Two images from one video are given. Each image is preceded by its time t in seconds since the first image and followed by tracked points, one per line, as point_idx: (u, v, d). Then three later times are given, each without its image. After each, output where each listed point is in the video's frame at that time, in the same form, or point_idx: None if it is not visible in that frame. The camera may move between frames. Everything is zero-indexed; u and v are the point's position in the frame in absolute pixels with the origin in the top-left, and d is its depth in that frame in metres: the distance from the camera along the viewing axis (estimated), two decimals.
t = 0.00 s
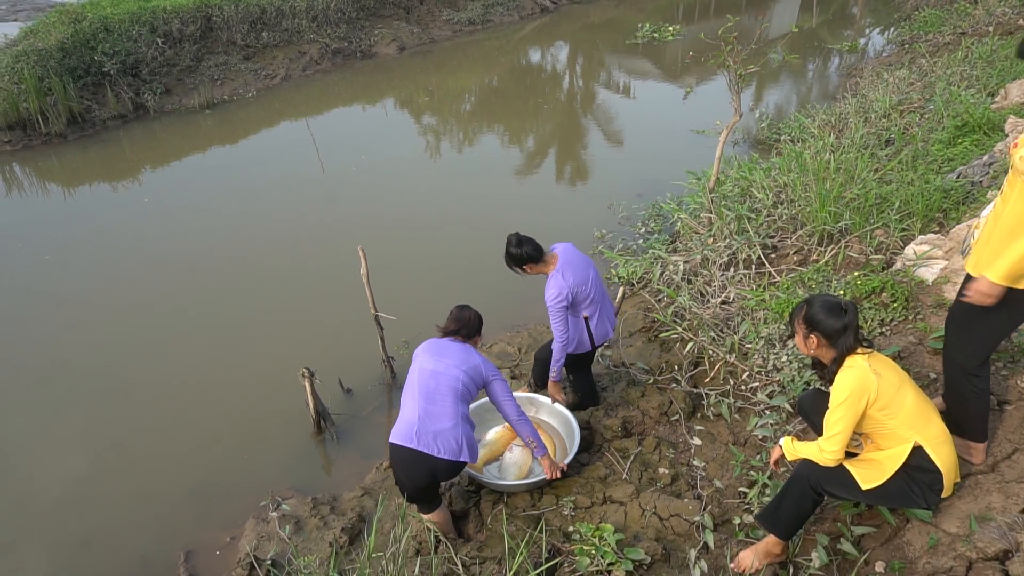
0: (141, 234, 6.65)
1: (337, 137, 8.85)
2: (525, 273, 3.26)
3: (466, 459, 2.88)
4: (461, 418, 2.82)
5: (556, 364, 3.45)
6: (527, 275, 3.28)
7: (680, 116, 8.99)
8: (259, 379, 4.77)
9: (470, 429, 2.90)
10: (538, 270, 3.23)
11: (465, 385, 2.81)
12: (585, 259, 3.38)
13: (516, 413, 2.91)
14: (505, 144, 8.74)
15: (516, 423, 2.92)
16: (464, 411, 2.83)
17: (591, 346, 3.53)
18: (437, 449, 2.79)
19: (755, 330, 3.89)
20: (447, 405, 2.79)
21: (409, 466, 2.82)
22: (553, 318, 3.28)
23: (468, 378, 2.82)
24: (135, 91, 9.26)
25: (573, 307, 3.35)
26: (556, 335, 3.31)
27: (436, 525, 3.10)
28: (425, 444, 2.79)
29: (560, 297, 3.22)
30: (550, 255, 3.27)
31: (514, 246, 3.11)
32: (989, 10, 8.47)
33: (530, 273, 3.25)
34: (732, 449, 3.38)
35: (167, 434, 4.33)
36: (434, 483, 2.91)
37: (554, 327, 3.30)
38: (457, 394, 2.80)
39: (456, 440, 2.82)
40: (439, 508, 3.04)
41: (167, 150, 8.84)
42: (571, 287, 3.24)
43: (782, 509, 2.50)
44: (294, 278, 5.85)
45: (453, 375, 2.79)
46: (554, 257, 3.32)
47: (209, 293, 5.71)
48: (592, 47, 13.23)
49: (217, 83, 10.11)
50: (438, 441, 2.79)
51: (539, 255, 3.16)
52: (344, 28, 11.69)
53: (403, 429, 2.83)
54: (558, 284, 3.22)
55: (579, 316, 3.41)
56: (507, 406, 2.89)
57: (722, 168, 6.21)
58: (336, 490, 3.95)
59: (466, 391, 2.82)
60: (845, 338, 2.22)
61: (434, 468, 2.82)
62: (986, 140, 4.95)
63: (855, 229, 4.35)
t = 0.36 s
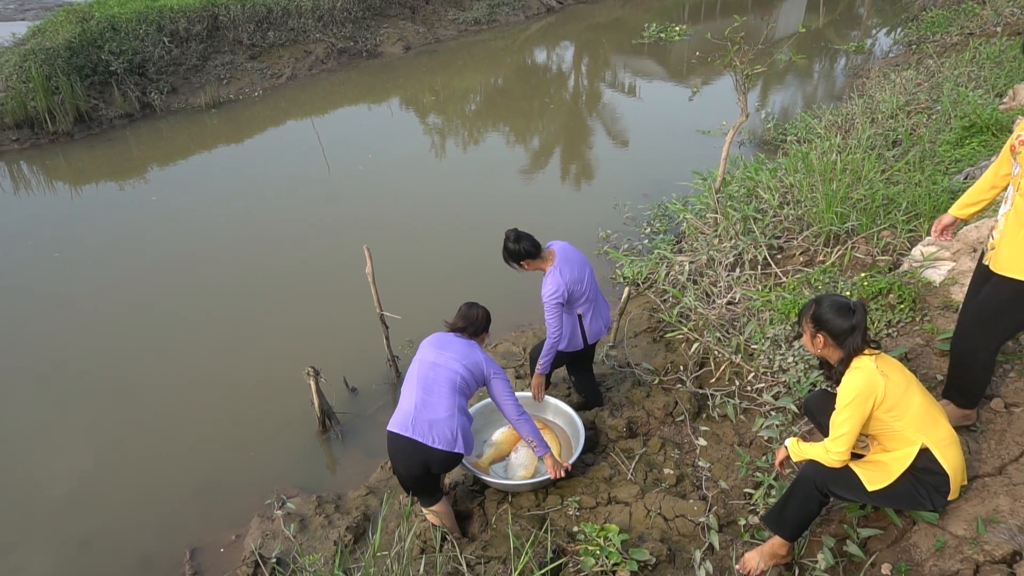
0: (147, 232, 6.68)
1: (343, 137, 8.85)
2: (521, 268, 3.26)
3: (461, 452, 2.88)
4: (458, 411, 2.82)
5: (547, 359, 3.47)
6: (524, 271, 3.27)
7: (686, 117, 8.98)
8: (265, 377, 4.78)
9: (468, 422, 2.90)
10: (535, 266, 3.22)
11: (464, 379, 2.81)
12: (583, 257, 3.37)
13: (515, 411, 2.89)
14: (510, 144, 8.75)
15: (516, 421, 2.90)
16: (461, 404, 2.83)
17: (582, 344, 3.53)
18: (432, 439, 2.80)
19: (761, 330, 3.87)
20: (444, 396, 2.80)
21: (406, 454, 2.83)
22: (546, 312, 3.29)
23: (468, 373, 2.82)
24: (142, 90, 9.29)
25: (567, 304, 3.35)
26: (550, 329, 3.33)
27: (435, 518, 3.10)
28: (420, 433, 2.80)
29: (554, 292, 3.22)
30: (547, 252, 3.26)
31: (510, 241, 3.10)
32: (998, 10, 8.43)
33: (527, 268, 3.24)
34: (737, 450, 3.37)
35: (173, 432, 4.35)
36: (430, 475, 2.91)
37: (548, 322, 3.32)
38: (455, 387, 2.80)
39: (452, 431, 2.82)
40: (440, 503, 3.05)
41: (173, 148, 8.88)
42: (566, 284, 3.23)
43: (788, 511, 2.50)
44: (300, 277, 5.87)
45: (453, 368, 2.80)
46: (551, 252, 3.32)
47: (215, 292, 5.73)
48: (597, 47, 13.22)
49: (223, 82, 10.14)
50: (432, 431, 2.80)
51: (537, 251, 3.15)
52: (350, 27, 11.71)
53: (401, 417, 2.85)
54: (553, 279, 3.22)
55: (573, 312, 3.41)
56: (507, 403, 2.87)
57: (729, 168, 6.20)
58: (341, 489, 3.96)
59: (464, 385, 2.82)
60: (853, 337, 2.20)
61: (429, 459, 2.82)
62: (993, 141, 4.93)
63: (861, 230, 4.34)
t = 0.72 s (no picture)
0: (155, 231, 6.70)
1: (350, 136, 8.86)
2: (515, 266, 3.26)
3: (463, 450, 2.87)
4: (461, 409, 2.81)
5: (546, 357, 3.47)
6: (517, 269, 3.25)
7: (693, 117, 8.96)
8: (271, 376, 4.79)
9: (470, 421, 2.89)
10: (528, 263, 3.19)
11: (467, 378, 2.81)
12: (576, 253, 3.36)
13: (520, 411, 2.85)
14: (517, 144, 8.75)
15: (521, 421, 2.87)
16: (464, 403, 2.82)
17: (580, 340, 3.51)
18: (435, 436, 2.79)
19: (770, 331, 3.86)
20: (447, 394, 2.79)
21: (410, 452, 2.82)
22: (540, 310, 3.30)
23: (472, 372, 2.82)
24: (150, 88, 9.32)
25: (561, 300, 3.34)
26: (545, 326, 3.34)
27: (439, 514, 3.13)
28: (423, 431, 2.79)
29: (547, 288, 3.23)
30: (540, 248, 3.25)
31: (501, 239, 3.08)
32: (1008, 11, 8.39)
33: (521, 266, 3.22)
34: (746, 452, 3.36)
35: (181, 430, 4.37)
36: (433, 473, 2.90)
37: (543, 319, 3.32)
38: (459, 385, 2.80)
39: (454, 429, 2.81)
40: (445, 501, 3.06)
41: (181, 147, 8.90)
42: (559, 279, 3.23)
43: (797, 513, 2.49)
44: (306, 276, 5.87)
45: (457, 367, 2.80)
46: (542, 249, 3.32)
47: (222, 290, 5.74)
48: (604, 47, 13.20)
49: (230, 81, 10.16)
50: (434, 428, 2.79)
51: (529, 248, 3.12)
52: (357, 26, 11.72)
53: (404, 414, 2.84)
54: (545, 276, 3.22)
55: (567, 309, 3.41)
56: (511, 403, 2.85)
57: (737, 168, 6.18)
58: (347, 488, 3.96)
59: (468, 383, 2.81)
60: (864, 339, 2.19)
61: (432, 456, 2.81)
62: (1004, 142, 4.91)
63: (871, 231, 4.33)
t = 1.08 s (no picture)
0: (165, 229, 6.74)
1: (359, 135, 8.89)
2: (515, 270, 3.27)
3: (466, 450, 2.87)
4: (465, 408, 2.81)
5: (551, 357, 3.46)
6: (513, 271, 3.24)
7: (702, 118, 8.94)
8: (280, 375, 4.81)
9: (474, 422, 2.89)
10: (524, 264, 3.19)
11: (471, 378, 2.81)
12: (571, 252, 3.36)
13: (524, 412, 2.83)
14: (526, 144, 8.75)
15: (524, 422, 2.84)
16: (468, 403, 2.83)
17: (582, 337, 3.51)
18: (438, 435, 2.79)
19: (781, 333, 3.84)
20: (451, 394, 2.80)
21: (414, 450, 2.83)
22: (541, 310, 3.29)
23: (477, 373, 2.82)
24: (161, 87, 9.38)
25: (561, 299, 3.34)
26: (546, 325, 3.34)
27: (446, 513, 3.14)
28: (427, 429, 2.79)
29: (545, 287, 3.23)
30: (535, 249, 3.25)
31: (496, 241, 3.08)
32: (1022, 12, 8.32)
33: (516, 268, 3.21)
34: (755, 454, 3.35)
35: (190, 428, 4.39)
36: (436, 473, 2.90)
37: (545, 318, 3.32)
38: (462, 385, 2.80)
39: (457, 428, 2.81)
40: (452, 499, 3.08)
41: (191, 146, 8.95)
42: (556, 277, 3.23)
43: (808, 516, 2.48)
44: (315, 275, 5.90)
45: (462, 367, 2.81)
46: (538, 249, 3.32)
47: (231, 288, 5.77)
48: (614, 47, 13.18)
49: (241, 80, 10.21)
50: (438, 427, 2.79)
51: (524, 250, 3.13)
52: (367, 26, 11.75)
53: (409, 413, 2.85)
54: (543, 276, 3.22)
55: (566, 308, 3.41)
56: (514, 404, 2.83)
57: (748, 170, 6.16)
58: (355, 486, 3.98)
59: (472, 383, 2.82)
60: (876, 342, 2.18)
61: (434, 455, 2.81)
62: (1019, 144, 4.87)
63: (883, 233, 4.30)
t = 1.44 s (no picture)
0: (176, 227, 6.79)
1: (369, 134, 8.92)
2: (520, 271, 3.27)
3: (473, 448, 2.86)
4: (470, 407, 2.81)
5: (559, 358, 3.46)
6: (517, 272, 3.25)
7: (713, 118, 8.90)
8: (290, 373, 4.83)
9: (481, 420, 2.89)
10: (527, 265, 3.20)
11: (475, 376, 2.81)
12: (572, 252, 3.34)
13: (525, 410, 2.81)
14: (536, 144, 8.74)
15: (525, 420, 2.82)
16: (472, 401, 2.82)
17: (587, 338, 3.50)
18: (445, 433, 2.79)
19: (793, 335, 3.82)
20: (456, 392, 2.80)
21: (422, 450, 2.83)
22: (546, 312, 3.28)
23: (480, 370, 2.82)
24: (173, 86, 9.45)
25: (565, 300, 3.33)
26: (553, 327, 3.33)
27: (454, 513, 3.15)
28: (433, 428, 2.79)
29: (548, 288, 3.22)
30: (536, 251, 3.25)
31: (499, 243, 3.07)
32: None
33: (520, 269, 3.23)
34: (766, 456, 3.34)
35: (200, 425, 4.42)
36: (444, 472, 2.90)
37: (551, 319, 3.31)
38: (467, 383, 2.80)
39: (463, 427, 2.81)
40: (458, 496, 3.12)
41: (202, 144, 9.00)
42: (559, 278, 3.22)
43: (819, 522, 2.45)
44: (325, 273, 5.92)
45: (466, 365, 2.81)
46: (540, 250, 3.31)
47: (241, 286, 5.80)
48: (624, 47, 13.15)
49: (252, 79, 10.26)
50: (443, 425, 2.79)
51: (527, 251, 3.13)
52: (378, 26, 11.78)
53: (415, 412, 2.85)
54: (547, 278, 3.21)
55: (570, 308, 3.39)
56: (516, 402, 2.81)
57: (759, 171, 6.13)
58: (364, 485, 3.99)
59: (476, 381, 2.82)
60: (889, 346, 2.15)
61: (442, 453, 2.81)
62: None
63: (896, 235, 4.27)
